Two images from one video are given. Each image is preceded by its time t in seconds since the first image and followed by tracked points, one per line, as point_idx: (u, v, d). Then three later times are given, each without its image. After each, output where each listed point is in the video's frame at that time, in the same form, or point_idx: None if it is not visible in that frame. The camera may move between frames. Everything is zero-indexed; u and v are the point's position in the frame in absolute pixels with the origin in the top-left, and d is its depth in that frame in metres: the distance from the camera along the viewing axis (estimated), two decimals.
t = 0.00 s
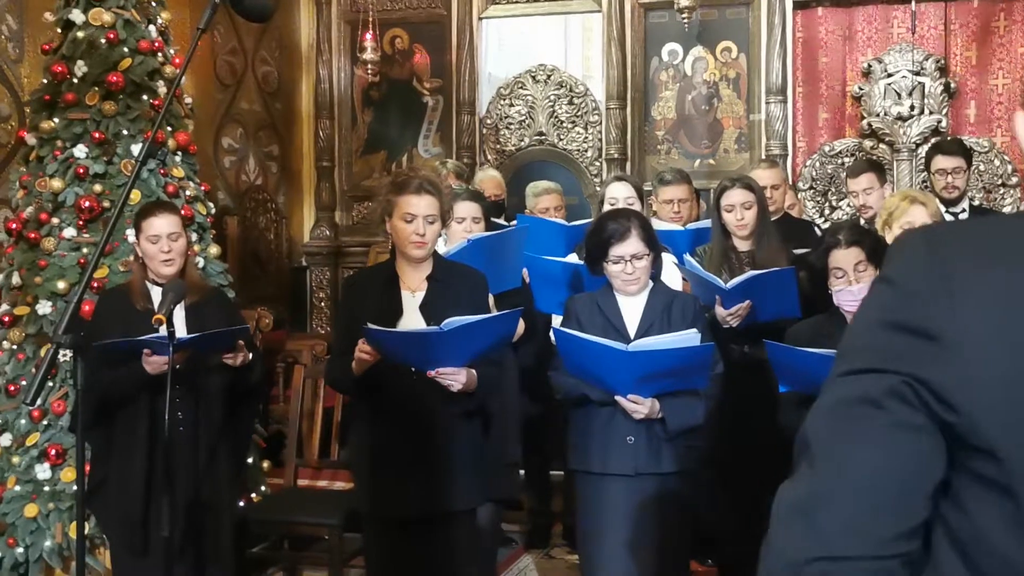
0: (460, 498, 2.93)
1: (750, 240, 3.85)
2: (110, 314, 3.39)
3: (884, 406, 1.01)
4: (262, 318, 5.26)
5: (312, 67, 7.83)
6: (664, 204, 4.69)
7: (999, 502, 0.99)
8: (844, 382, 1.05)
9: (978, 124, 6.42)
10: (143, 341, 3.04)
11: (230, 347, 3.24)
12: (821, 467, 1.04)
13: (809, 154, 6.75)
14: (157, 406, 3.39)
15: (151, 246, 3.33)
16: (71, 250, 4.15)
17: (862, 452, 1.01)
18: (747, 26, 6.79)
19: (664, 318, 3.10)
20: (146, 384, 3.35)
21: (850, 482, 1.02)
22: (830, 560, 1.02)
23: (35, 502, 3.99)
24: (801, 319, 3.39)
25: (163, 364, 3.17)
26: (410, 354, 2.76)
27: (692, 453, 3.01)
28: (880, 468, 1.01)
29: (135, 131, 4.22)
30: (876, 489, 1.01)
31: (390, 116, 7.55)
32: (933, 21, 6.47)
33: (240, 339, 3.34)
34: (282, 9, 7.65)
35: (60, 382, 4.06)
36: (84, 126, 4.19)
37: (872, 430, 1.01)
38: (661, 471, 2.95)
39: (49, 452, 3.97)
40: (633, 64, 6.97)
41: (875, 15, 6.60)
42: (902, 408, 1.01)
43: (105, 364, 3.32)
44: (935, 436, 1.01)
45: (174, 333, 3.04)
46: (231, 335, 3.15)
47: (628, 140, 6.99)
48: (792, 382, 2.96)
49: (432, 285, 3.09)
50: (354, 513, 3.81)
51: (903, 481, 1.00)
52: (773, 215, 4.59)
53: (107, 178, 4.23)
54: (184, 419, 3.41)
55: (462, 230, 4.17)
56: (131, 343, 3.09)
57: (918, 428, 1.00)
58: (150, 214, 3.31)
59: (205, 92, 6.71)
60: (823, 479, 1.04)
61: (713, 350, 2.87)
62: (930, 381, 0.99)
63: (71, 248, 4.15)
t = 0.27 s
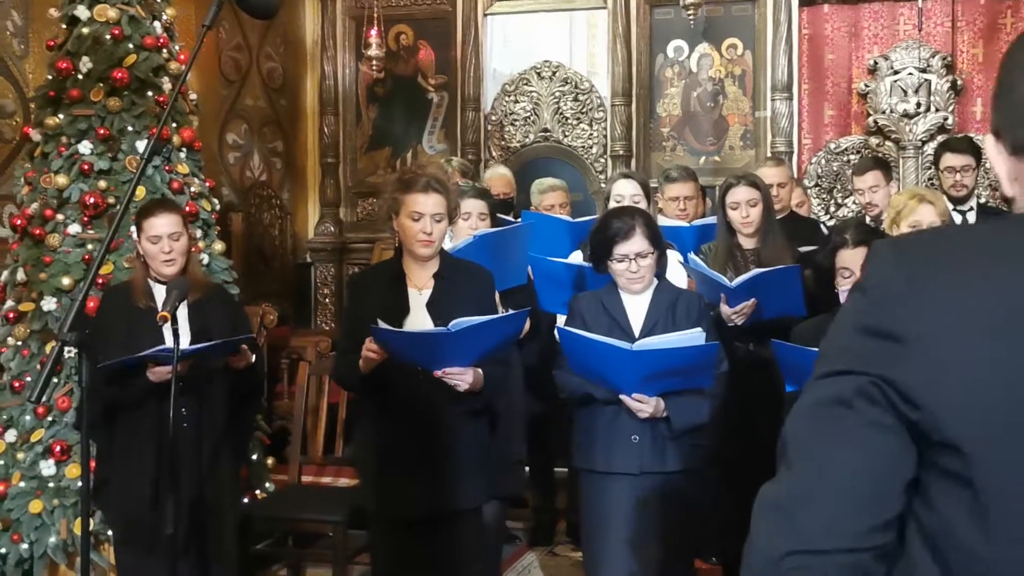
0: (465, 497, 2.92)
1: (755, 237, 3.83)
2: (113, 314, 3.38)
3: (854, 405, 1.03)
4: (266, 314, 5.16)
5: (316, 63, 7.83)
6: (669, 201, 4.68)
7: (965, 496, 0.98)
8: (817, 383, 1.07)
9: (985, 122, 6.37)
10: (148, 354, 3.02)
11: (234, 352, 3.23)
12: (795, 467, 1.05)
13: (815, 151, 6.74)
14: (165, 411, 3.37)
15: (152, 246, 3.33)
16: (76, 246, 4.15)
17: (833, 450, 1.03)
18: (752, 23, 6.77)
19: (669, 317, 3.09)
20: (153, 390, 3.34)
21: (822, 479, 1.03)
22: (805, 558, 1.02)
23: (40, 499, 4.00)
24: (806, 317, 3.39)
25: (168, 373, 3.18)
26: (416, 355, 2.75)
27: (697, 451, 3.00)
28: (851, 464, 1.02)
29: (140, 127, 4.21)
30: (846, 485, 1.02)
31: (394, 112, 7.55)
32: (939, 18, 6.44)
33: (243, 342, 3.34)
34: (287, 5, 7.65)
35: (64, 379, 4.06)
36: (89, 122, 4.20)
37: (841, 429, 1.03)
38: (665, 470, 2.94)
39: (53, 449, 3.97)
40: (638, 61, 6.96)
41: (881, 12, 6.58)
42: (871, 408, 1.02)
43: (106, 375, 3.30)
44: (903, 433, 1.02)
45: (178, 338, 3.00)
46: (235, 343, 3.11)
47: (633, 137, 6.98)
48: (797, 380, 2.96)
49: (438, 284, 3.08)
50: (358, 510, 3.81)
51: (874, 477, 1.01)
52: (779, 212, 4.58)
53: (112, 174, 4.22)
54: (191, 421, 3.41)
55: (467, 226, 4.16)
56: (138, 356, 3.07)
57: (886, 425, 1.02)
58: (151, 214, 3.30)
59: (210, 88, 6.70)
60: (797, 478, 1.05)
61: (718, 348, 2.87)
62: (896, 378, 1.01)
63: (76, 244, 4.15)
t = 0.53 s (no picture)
0: (470, 496, 2.93)
1: (760, 236, 3.83)
2: (115, 314, 3.36)
3: (822, 413, 1.21)
4: (270, 311, 5.25)
5: (321, 60, 7.83)
6: (674, 199, 4.68)
7: (921, 494, 1.17)
8: (792, 391, 1.25)
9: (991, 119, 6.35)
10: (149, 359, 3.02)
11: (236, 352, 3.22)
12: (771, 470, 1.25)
13: (819, 149, 6.72)
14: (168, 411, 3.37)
15: (152, 245, 3.33)
16: (82, 242, 4.16)
17: (801, 455, 1.22)
18: (758, 19, 6.76)
19: (673, 316, 3.09)
20: (156, 391, 3.34)
21: (793, 482, 1.22)
22: (783, 549, 1.22)
23: (45, 495, 4.01)
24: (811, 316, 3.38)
25: (171, 377, 3.15)
26: (421, 354, 2.76)
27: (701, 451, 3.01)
28: (818, 469, 1.21)
29: (146, 124, 4.22)
30: (814, 486, 1.21)
31: (399, 109, 7.56)
32: (945, 15, 6.42)
33: (245, 342, 3.36)
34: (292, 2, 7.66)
35: (70, 376, 4.07)
36: (95, 119, 4.20)
37: (809, 437, 1.21)
38: (669, 470, 2.94)
39: (58, 445, 3.99)
40: (643, 57, 6.94)
41: (887, 9, 6.57)
42: (836, 414, 1.20)
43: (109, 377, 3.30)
44: (865, 437, 1.20)
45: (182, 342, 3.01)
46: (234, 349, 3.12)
47: (638, 134, 6.96)
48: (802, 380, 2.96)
49: (445, 282, 3.09)
50: (362, 508, 3.81)
51: (837, 479, 1.20)
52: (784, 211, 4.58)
53: (118, 171, 4.25)
54: (196, 420, 3.42)
55: (472, 224, 4.16)
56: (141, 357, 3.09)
57: (849, 431, 1.20)
58: (150, 212, 3.30)
59: (215, 84, 6.70)
60: (772, 480, 1.24)
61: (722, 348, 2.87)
62: (859, 390, 1.18)
63: (82, 241, 4.16)
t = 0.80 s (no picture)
0: (475, 492, 2.92)
1: (767, 233, 3.83)
2: (116, 308, 3.38)
3: (806, 415, 1.20)
4: (275, 306, 5.14)
5: (327, 55, 7.83)
6: (680, 195, 4.68)
7: (901, 495, 1.17)
8: (776, 389, 1.25)
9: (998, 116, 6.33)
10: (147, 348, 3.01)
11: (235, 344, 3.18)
12: (755, 469, 1.26)
13: (826, 146, 6.72)
14: (169, 405, 3.36)
15: (154, 239, 3.31)
16: (89, 238, 4.17)
17: (785, 456, 1.22)
18: (765, 15, 6.74)
19: (678, 312, 3.09)
20: (154, 384, 3.34)
21: (776, 482, 1.23)
22: (767, 543, 1.25)
23: (51, 489, 4.01)
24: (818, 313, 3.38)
25: (170, 367, 3.13)
26: (427, 349, 2.76)
27: (706, 447, 3.00)
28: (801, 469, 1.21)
29: (153, 119, 4.22)
30: (797, 486, 1.22)
31: (405, 105, 7.55)
32: (953, 12, 6.40)
33: (245, 334, 3.29)
34: None
35: (76, 371, 4.08)
36: (102, 114, 4.20)
37: (792, 438, 1.21)
38: (674, 467, 2.94)
39: (65, 440, 4.00)
40: (649, 54, 6.92)
41: (894, 6, 6.55)
42: (819, 417, 1.19)
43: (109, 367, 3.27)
44: (847, 438, 1.19)
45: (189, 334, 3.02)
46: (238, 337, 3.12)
47: (644, 131, 6.95)
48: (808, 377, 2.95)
49: (452, 278, 3.08)
50: (367, 503, 3.81)
51: (820, 479, 1.21)
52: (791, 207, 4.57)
53: (125, 166, 4.25)
54: (197, 413, 3.40)
55: (478, 220, 4.15)
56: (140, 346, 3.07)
57: (832, 433, 1.19)
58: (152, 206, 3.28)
59: (222, 79, 6.71)
60: (756, 481, 1.25)
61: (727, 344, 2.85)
62: (841, 393, 1.17)
63: (89, 236, 4.17)
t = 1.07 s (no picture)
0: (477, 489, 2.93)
1: (770, 230, 3.82)
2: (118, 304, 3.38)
3: (792, 417, 1.22)
4: (279, 302, 5.16)
5: (330, 52, 7.83)
6: (684, 192, 4.67)
7: (886, 493, 1.20)
8: (761, 387, 1.26)
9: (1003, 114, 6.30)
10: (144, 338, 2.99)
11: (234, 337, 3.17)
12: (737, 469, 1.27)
13: (830, 143, 6.71)
14: (168, 398, 3.37)
15: (154, 235, 3.31)
16: (92, 234, 4.15)
17: (769, 455, 1.24)
18: (769, 12, 6.73)
19: (681, 310, 3.09)
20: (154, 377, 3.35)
21: (761, 483, 1.25)
22: (748, 536, 1.28)
23: (54, 485, 4.02)
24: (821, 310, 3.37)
25: (167, 359, 3.11)
26: (430, 345, 2.76)
27: (709, 445, 3.00)
28: (786, 470, 1.23)
29: (156, 115, 4.22)
30: (780, 485, 1.24)
31: (408, 102, 7.55)
32: (957, 9, 6.38)
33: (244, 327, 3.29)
34: None
35: (79, 367, 4.09)
36: (106, 110, 4.21)
37: (778, 441, 1.23)
38: (676, 464, 2.94)
39: (69, 436, 4.01)
40: (653, 50, 6.92)
41: (898, 3, 6.54)
42: (805, 420, 1.21)
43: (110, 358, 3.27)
44: (831, 439, 1.21)
45: (192, 324, 3.04)
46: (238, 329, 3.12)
47: (647, 128, 6.94)
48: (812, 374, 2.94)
49: (457, 275, 3.08)
50: (370, 500, 3.81)
51: (805, 479, 1.23)
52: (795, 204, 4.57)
53: (129, 162, 4.24)
54: (199, 407, 3.41)
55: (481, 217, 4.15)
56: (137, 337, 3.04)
57: (817, 436, 1.21)
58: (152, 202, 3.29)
59: (225, 76, 6.71)
60: (738, 481, 1.27)
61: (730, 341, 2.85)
62: (828, 396, 1.19)
63: (92, 232, 4.16)
